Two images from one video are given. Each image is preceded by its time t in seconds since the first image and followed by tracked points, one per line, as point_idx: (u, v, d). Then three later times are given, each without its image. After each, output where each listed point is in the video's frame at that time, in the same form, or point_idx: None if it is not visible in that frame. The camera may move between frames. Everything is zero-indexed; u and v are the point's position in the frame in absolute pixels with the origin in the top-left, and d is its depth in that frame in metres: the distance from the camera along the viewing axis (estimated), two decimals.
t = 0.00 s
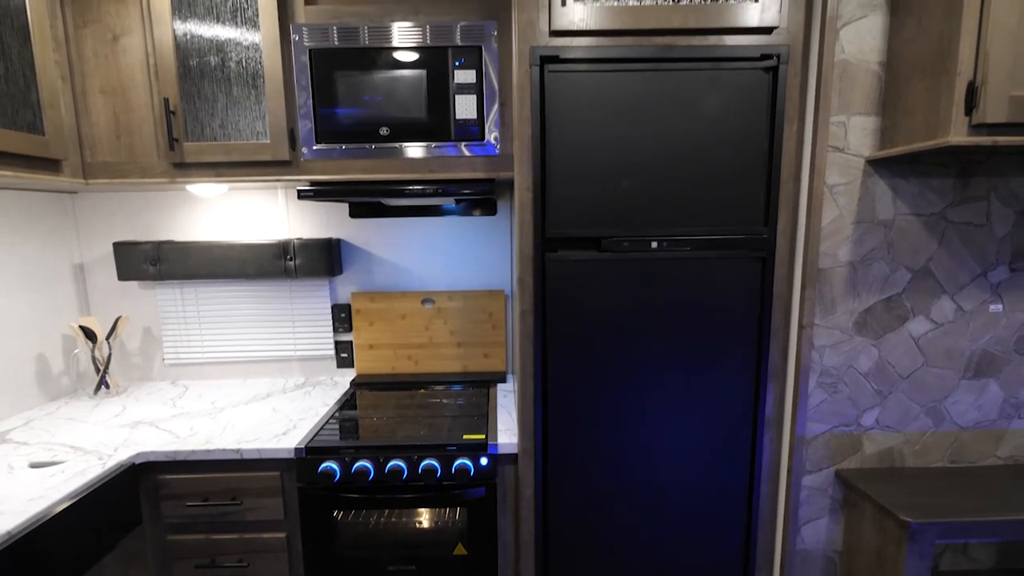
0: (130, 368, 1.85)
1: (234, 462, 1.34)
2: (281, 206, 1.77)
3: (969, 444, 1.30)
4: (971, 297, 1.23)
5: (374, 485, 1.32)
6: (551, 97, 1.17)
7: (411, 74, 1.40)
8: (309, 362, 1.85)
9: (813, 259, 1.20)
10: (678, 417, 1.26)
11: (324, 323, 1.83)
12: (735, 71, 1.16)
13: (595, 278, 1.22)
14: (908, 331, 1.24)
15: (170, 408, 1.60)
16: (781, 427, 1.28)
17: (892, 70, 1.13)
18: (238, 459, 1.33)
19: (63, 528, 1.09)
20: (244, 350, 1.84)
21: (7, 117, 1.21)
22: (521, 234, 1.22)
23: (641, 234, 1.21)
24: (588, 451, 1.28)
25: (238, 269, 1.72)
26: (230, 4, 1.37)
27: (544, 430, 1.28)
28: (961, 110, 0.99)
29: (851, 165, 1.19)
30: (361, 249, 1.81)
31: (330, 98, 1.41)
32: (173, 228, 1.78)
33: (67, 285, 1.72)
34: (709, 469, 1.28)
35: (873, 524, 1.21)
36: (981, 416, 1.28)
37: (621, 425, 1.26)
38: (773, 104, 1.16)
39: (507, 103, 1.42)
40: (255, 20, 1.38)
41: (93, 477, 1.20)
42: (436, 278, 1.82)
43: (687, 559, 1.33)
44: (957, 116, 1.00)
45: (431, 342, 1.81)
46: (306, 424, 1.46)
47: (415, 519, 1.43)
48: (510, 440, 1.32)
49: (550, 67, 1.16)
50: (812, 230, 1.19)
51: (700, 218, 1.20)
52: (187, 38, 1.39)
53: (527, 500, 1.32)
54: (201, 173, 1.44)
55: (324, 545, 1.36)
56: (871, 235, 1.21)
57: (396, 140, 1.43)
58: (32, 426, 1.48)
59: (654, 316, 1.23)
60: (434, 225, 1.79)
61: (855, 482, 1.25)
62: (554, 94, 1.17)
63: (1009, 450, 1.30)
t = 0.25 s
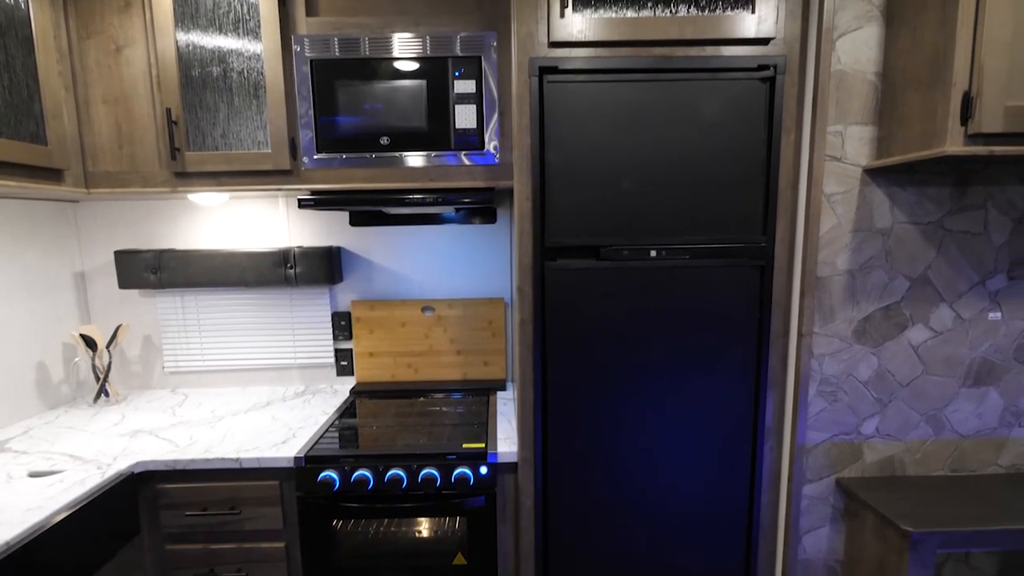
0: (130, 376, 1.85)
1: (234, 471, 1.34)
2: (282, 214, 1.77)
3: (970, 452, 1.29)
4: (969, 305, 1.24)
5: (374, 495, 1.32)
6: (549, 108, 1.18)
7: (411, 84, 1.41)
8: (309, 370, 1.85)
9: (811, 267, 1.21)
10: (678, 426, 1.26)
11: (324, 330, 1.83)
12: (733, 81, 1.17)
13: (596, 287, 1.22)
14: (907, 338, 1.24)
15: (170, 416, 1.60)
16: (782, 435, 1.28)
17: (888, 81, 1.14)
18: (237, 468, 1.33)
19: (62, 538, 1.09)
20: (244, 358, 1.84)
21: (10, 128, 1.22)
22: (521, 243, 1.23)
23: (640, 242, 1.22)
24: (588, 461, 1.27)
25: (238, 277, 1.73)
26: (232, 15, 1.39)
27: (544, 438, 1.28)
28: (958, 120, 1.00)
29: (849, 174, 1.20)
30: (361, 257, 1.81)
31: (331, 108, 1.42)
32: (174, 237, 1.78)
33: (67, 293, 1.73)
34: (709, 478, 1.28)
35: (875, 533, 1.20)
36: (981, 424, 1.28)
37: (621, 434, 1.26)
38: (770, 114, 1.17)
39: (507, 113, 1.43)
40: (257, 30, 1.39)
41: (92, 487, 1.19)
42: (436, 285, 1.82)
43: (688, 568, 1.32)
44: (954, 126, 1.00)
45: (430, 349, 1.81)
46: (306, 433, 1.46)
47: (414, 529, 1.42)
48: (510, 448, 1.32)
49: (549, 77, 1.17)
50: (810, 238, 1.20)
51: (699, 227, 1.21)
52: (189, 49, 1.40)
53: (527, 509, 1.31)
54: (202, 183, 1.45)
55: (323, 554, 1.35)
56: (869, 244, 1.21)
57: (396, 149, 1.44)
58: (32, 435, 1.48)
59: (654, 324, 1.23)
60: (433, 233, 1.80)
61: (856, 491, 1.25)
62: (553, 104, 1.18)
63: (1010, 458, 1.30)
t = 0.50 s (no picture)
0: (129, 384, 1.85)
1: (232, 480, 1.33)
2: (283, 222, 1.78)
3: (970, 461, 1.29)
4: (968, 313, 1.24)
5: (373, 504, 1.31)
6: (549, 117, 1.19)
7: (411, 93, 1.42)
8: (308, 378, 1.85)
9: (810, 275, 1.21)
10: (678, 434, 1.26)
11: (324, 338, 1.83)
12: (730, 91, 1.18)
13: (595, 295, 1.22)
14: (906, 347, 1.24)
15: (169, 425, 1.60)
16: (782, 443, 1.28)
17: (884, 91, 1.15)
18: (236, 477, 1.32)
19: (60, 548, 1.09)
20: (244, 366, 1.84)
21: (13, 137, 1.23)
22: (521, 252, 1.23)
23: (639, 251, 1.22)
24: (588, 469, 1.27)
25: (238, 285, 1.73)
26: (235, 25, 1.40)
27: (544, 447, 1.27)
28: (953, 130, 1.01)
29: (846, 183, 1.20)
30: (361, 265, 1.81)
31: (332, 117, 1.43)
32: (174, 245, 1.79)
33: (68, 301, 1.73)
34: (709, 486, 1.28)
35: (876, 542, 1.20)
36: (982, 432, 1.28)
37: (621, 442, 1.26)
38: (768, 123, 1.18)
39: (506, 122, 1.44)
40: (258, 41, 1.40)
41: (91, 496, 1.19)
42: (436, 293, 1.83)
43: None
44: (950, 135, 1.01)
45: (430, 357, 1.81)
46: (305, 441, 1.45)
47: (413, 539, 1.41)
48: (509, 457, 1.32)
49: (548, 87, 1.18)
50: (808, 247, 1.20)
51: (698, 235, 1.21)
52: (192, 59, 1.41)
53: (527, 518, 1.31)
54: (203, 192, 1.46)
55: (322, 564, 1.34)
56: (867, 252, 1.22)
57: (396, 158, 1.44)
58: (30, 444, 1.48)
59: (653, 332, 1.23)
60: (433, 241, 1.81)
61: (856, 500, 1.24)
62: (552, 114, 1.19)
63: (1010, 466, 1.30)
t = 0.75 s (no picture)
0: (128, 392, 1.85)
1: (231, 488, 1.33)
2: (283, 230, 1.79)
3: (971, 469, 1.29)
4: (967, 321, 1.24)
5: (373, 512, 1.31)
6: (548, 127, 1.20)
7: (411, 102, 1.43)
8: (308, 386, 1.85)
9: (809, 284, 1.21)
10: (678, 442, 1.26)
11: (323, 346, 1.83)
12: (728, 100, 1.18)
13: (595, 303, 1.23)
14: (905, 354, 1.24)
15: (168, 433, 1.60)
16: (782, 451, 1.28)
17: (881, 100, 1.16)
18: (234, 485, 1.32)
19: (57, 558, 1.08)
20: (244, 374, 1.84)
21: (15, 147, 1.24)
22: (520, 260, 1.24)
23: (638, 259, 1.22)
24: (587, 478, 1.27)
25: (238, 293, 1.73)
26: (236, 35, 1.41)
27: (544, 455, 1.27)
28: (950, 139, 1.01)
29: (844, 192, 1.21)
30: (361, 272, 1.82)
31: (332, 126, 1.44)
32: (175, 252, 1.79)
33: (68, 309, 1.73)
34: (709, 495, 1.27)
35: (878, 551, 1.19)
36: (982, 440, 1.28)
37: (620, 450, 1.26)
38: (765, 132, 1.19)
39: (505, 131, 1.45)
40: (260, 50, 1.42)
41: (89, 505, 1.19)
42: (435, 301, 1.83)
43: None
44: (946, 144, 1.01)
45: (430, 364, 1.81)
46: (304, 449, 1.45)
47: (412, 548, 1.40)
48: (509, 465, 1.31)
49: (547, 96, 1.19)
50: (806, 255, 1.21)
51: (696, 243, 1.22)
52: (193, 68, 1.42)
53: (527, 527, 1.30)
54: (204, 200, 1.47)
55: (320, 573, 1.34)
56: (866, 260, 1.22)
57: (396, 167, 1.45)
58: (29, 452, 1.48)
59: (652, 340, 1.24)
60: (433, 248, 1.81)
61: (857, 508, 1.24)
62: (551, 123, 1.20)
63: (1011, 475, 1.29)
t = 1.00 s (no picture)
0: (127, 399, 1.84)
1: (230, 496, 1.33)
2: (283, 238, 1.79)
3: (972, 477, 1.28)
4: (966, 328, 1.24)
5: (372, 521, 1.30)
6: (547, 135, 1.20)
7: (411, 111, 1.44)
8: (308, 394, 1.85)
9: (807, 291, 1.21)
10: (678, 450, 1.25)
11: (323, 353, 1.83)
12: (726, 109, 1.19)
13: (594, 311, 1.23)
14: (905, 362, 1.24)
15: (167, 440, 1.60)
16: (782, 459, 1.28)
17: (877, 109, 1.17)
18: (233, 494, 1.31)
19: (55, 567, 1.08)
20: (243, 381, 1.84)
21: (17, 156, 1.25)
22: (519, 268, 1.24)
23: (638, 266, 1.23)
24: (587, 486, 1.26)
25: (238, 300, 1.73)
26: (238, 45, 1.43)
27: (543, 463, 1.27)
28: (946, 149, 1.02)
29: (841, 200, 1.21)
30: (361, 280, 1.82)
31: (333, 135, 1.45)
32: (175, 260, 1.80)
33: (68, 316, 1.73)
34: (710, 503, 1.27)
35: (879, 560, 1.19)
36: (983, 448, 1.27)
37: (620, 458, 1.25)
38: (763, 141, 1.20)
39: (505, 140, 1.46)
40: (261, 60, 1.43)
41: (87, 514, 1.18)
42: (435, 308, 1.83)
43: None
44: (943, 153, 1.02)
45: (429, 372, 1.81)
46: (303, 457, 1.44)
47: (412, 557, 1.39)
48: (508, 473, 1.31)
49: (546, 106, 1.20)
50: (805, 263, 1.21)
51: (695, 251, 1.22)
52: (195, 77, 1.43)
53: (527, 536, 1.30)
54: (205, 208, 1.47)
55: None
56: (864, 267, 1.22)
57: (396, 175, 1.46)
58: (27, 460, 1.47)
59: (651, 348, 1.24)
60: (433, 255, 1.82)
61: (857, 517, 1.23)
62: (550, 132, 1.20)
63: (1012, 483, 1.29)
